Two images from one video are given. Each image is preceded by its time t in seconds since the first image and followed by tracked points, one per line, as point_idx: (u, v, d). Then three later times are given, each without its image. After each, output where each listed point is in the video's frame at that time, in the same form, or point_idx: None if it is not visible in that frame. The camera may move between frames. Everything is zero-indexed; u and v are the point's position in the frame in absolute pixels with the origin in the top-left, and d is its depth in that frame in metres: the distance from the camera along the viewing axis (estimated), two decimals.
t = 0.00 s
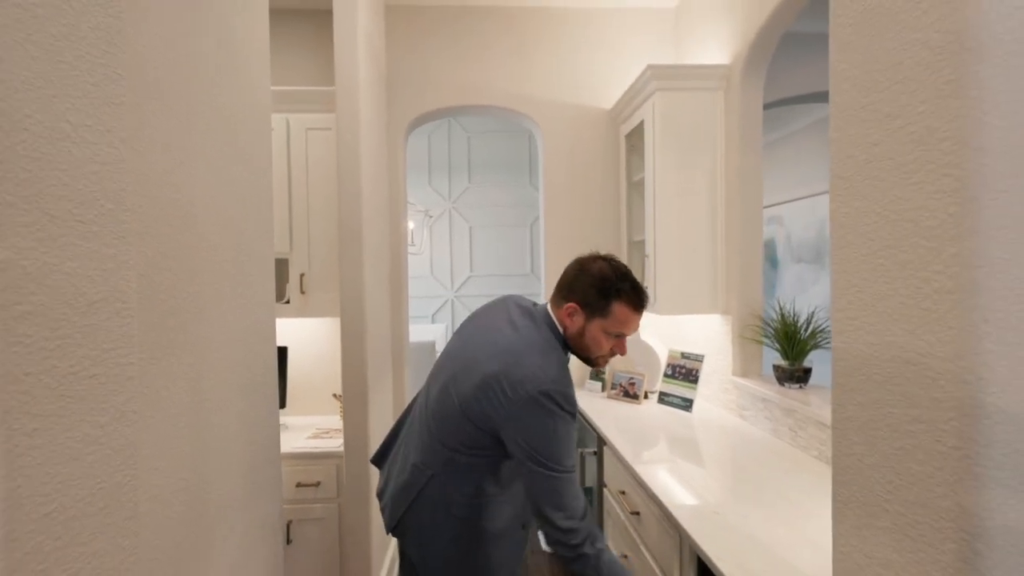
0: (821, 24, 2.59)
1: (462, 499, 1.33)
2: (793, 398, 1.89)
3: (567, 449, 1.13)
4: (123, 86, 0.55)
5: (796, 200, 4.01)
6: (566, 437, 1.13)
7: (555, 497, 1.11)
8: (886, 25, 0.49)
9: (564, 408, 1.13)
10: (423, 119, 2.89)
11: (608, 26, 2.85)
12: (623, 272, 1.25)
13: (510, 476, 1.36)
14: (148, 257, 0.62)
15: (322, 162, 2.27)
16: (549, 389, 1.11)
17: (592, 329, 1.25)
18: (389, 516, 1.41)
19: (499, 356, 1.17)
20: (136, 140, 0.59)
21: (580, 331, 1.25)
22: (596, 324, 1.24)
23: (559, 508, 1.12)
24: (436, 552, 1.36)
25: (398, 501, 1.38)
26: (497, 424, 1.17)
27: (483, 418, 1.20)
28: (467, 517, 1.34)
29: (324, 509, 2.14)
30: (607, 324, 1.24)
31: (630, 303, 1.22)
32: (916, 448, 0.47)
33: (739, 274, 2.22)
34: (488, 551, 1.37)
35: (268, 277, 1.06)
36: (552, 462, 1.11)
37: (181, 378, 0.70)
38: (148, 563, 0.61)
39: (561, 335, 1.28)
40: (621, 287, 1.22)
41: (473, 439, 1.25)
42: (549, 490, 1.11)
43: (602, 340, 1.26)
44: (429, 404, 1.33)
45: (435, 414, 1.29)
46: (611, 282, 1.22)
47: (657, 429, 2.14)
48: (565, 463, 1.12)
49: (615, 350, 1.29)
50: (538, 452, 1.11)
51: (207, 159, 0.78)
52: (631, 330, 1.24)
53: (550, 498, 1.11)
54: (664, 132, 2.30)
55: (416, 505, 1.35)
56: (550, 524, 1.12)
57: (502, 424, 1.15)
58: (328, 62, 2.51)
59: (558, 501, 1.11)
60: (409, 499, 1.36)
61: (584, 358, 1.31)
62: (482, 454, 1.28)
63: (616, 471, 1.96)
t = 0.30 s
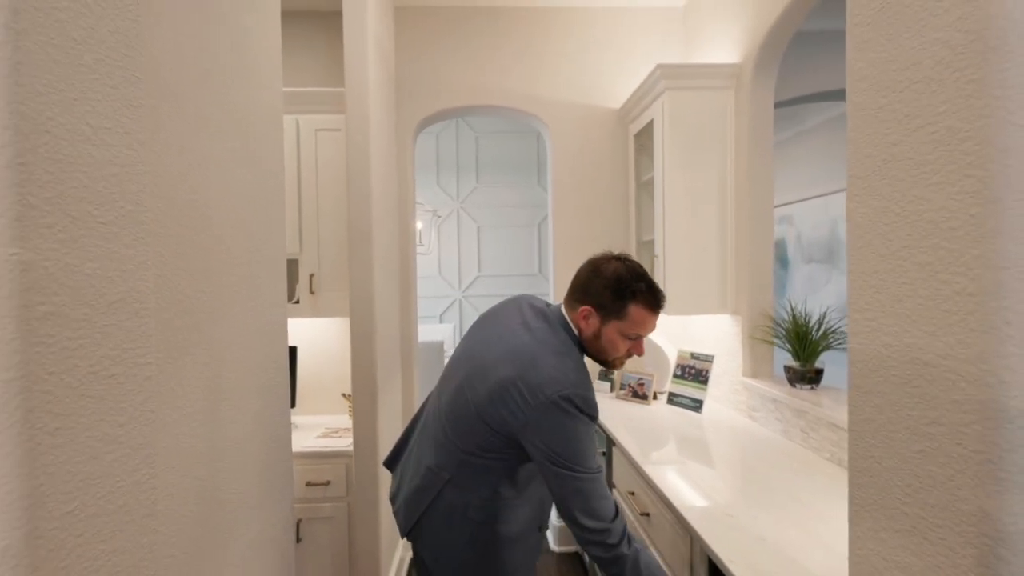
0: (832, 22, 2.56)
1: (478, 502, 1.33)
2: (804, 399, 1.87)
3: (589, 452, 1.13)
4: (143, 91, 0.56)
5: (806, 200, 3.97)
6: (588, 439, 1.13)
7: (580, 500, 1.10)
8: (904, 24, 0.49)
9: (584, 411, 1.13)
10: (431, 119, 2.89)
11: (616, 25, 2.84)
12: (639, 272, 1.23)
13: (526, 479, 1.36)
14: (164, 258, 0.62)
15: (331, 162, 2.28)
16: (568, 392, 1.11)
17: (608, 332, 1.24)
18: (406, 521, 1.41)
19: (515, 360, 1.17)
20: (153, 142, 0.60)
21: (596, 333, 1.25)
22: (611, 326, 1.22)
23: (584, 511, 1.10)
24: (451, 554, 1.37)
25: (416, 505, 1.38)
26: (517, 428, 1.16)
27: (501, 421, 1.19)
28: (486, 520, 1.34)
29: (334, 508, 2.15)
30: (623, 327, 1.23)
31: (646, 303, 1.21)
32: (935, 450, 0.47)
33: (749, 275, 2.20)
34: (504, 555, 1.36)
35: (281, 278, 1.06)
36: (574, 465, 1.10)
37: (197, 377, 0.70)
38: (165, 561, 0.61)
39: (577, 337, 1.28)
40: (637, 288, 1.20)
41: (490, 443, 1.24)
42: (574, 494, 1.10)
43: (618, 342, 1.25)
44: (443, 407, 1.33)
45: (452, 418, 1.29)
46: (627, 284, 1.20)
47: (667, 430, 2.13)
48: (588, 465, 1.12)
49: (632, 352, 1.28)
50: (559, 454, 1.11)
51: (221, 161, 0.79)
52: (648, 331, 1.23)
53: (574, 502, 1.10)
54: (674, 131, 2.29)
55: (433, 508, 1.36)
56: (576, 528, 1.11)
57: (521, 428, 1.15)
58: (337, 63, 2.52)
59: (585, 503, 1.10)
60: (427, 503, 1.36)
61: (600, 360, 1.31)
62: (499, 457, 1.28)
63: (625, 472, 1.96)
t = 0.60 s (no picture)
0: (841, 20, 2.55)
1: (485, 501, 1.33)
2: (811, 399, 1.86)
3: (589, 452, 1.12)
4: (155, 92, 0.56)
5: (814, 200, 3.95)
6: (589, 439, 1.12)
7: (576, 500, 1.10)
8: (916, 21, 0.49)
9: (586, 409, 1.13)
10: (438, 119, 2.90)
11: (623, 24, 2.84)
12: (643, 267, 1.24)
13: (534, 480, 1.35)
14: (176, 257, 0.63)
15: (339, 163, 2.29)
16: (572, 390, 1.11)
17: (617, 328, 1.24)
18: (415, 518, 1.42)
19: (520, 357, 1.18)
20: (166, 144, 0.60)
21: (604, 330, 1.24)
22: (620, 322, 1.23)
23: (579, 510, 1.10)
24: (457, 553, 1.37)
25: (425, 502, 1.39)
26: (519, 425, 1.16)
27: (505, 419, 1.20)
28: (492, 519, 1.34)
29: (341, 507, 2.16)
30: (631, 323, 1.23)
31: (653, 298, 1.22)
32: (947, 450, 0.46)
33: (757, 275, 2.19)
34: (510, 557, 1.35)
35: (289, 277, 1.07)
36: (574, 463, 1.10)
37: (207, 376, 0.71)
38: (177, 558, 0.62)
39: (585, 336, 1.27)
40: (643, 283, 1.22)
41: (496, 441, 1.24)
42: (569, 493, 1.10)
43: (627, 338, 1.25)
44: (453, 404, 1.34)
45: (460, 415, 1.29)
46: (633, 279, 1.21)
47: (674, 429, 2.12)
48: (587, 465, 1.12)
49: (640, 348, 1.28)
50: (559, 452, 1.11)
51: (231, 160, 0.79)
52: (656, 326, 1.24)
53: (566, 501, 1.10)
54: (681, 129, 2.28)
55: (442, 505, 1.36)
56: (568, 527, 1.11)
57: (523, 425, 1.15)
58: (345, 64, 2.54)
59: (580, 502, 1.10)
60: (435, 500, 1.37)
61: (609, 357, 1.30)
62: (506, 454, 1.28)
63: (632, 472, 1.95)
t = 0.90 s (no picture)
0: (844, 19, 2.54)
1: (488, 490, 1.33)
2: (816, 399, 1.86)
3: (554, 417, 1.07)
4: (165, 93, 0.57)
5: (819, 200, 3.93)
6: (555, 405, 1.08)
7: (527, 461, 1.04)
8: (920, 22, 0.49)
9: (554, 375, 1.11)
10: (442, 119, 2.90)
11: (626, 24, 2.84)
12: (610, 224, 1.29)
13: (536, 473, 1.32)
14: (186, 257, 0.64)
15: (344, 163, 2.30)
16: (536, 354, 1.11)
17: (610, 289, 1.26)
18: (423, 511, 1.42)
19: (502, 332, 1.22)
20: (177, 145, 0.61)
21: (598, 296, 1.26)
22: (610, 281, 1.25)
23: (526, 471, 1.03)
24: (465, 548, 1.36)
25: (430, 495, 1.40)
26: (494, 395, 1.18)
27: (488, 394, 1.21)
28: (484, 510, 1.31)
29: (346, 506, 2.17)
30: (621, 277, 1.25)
31: (631, 248, 1.25)
32: (950, 449, 0.47)
33: (761, 275, 2.18)
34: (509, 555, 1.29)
35: (295, 277, 1.07)
36: (527, 423, 1.06)
37: (216, 375, 0.72)
38: (187, 553, 0.62)
39: (583, 310, 1.29)
40: (617, 238, 1.25)
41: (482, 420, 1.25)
42: (520, 453, 1.05)
43: (622, 296, 1.27)
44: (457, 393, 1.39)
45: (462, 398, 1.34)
46: (606, 236, 1.25)
47: (678, 429, 2.12)
48: (544, 429, 1.06)
49: (638, 303, 1.29)
50: (520, 415, 1.08)
51: (240, 161, 0.80)
52: (645, 272, 1.26)
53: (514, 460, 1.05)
54: (685, 129, 2.28)
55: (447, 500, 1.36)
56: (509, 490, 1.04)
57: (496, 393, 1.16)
58: (349, 65, 2.55)
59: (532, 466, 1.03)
60: (441, 491, 1.37)
61: (614, 323, 1.31)
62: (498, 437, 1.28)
63: (636, 471, 1.95)
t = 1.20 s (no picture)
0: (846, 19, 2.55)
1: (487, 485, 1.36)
2: (818, 399, 1.87)
3: (530, 399, 1.14)
4: (179, 99, 0.59)
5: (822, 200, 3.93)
6: (532, 389, 1.15)
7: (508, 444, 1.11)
8: (920, 28, 0.50)
9: (531, 361, 1.17)
10: (445, 120, 2.92)
11: (629, 25, 2.84)
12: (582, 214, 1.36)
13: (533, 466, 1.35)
14: (198, 258, 0.65)
15: (348, 164, 2.32)
16: (513, 340, 1.18)
17: (593, 276, 1.33)
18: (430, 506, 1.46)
19: (488, 327, 1.30)
20: (191, 149, 0.63)
21: (583, 284, 1.33)
22: (593, 268, 1.32)
23: (507, 453, 1.10)
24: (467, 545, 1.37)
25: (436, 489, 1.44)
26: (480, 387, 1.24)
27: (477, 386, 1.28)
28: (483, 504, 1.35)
29: (351, 504, 2.19)
30: (601, 263, 1.33)
31: (607, 234, 1.33)
32: (949, 447, 0.48)
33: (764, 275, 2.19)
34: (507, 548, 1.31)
35: (303, 277, 1.09)
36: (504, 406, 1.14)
37: (226, 374, 0.73)
38: (199, 548, 0.64)
39: (568, 299, 1.36)
40: (593, 226, 1.33)
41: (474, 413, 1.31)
42: (501, 437, 1.12)
43: (604, 281, 1.34)
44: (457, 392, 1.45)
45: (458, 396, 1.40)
46: (584, 225, 1.32)
47: (681, 429, 2.13)
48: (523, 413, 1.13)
49: (617, 287, 1.38)
50: (499, 398, 1.15)
51: (248, 163, 0.81)
52: (621, 257, 1.35)
53: (498, 444, 1.12)
54: (687, 130, 2.28)
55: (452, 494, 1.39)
56: (495, 472, 1.11)
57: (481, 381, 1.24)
58: (353, 66, 2.56)
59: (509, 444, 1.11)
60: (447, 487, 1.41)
61: (596, 309, 1.38)
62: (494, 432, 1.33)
63: (639, 470, 1.96)
